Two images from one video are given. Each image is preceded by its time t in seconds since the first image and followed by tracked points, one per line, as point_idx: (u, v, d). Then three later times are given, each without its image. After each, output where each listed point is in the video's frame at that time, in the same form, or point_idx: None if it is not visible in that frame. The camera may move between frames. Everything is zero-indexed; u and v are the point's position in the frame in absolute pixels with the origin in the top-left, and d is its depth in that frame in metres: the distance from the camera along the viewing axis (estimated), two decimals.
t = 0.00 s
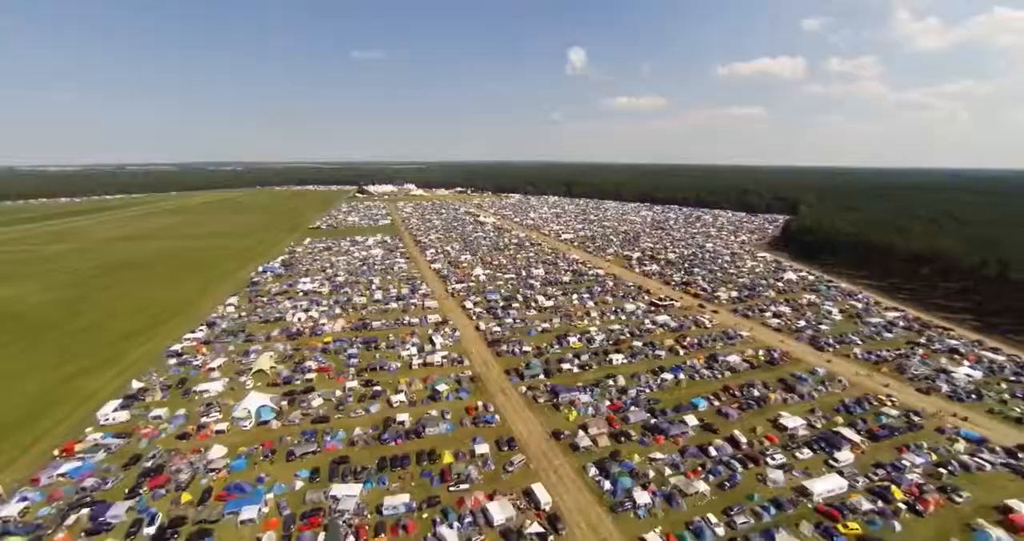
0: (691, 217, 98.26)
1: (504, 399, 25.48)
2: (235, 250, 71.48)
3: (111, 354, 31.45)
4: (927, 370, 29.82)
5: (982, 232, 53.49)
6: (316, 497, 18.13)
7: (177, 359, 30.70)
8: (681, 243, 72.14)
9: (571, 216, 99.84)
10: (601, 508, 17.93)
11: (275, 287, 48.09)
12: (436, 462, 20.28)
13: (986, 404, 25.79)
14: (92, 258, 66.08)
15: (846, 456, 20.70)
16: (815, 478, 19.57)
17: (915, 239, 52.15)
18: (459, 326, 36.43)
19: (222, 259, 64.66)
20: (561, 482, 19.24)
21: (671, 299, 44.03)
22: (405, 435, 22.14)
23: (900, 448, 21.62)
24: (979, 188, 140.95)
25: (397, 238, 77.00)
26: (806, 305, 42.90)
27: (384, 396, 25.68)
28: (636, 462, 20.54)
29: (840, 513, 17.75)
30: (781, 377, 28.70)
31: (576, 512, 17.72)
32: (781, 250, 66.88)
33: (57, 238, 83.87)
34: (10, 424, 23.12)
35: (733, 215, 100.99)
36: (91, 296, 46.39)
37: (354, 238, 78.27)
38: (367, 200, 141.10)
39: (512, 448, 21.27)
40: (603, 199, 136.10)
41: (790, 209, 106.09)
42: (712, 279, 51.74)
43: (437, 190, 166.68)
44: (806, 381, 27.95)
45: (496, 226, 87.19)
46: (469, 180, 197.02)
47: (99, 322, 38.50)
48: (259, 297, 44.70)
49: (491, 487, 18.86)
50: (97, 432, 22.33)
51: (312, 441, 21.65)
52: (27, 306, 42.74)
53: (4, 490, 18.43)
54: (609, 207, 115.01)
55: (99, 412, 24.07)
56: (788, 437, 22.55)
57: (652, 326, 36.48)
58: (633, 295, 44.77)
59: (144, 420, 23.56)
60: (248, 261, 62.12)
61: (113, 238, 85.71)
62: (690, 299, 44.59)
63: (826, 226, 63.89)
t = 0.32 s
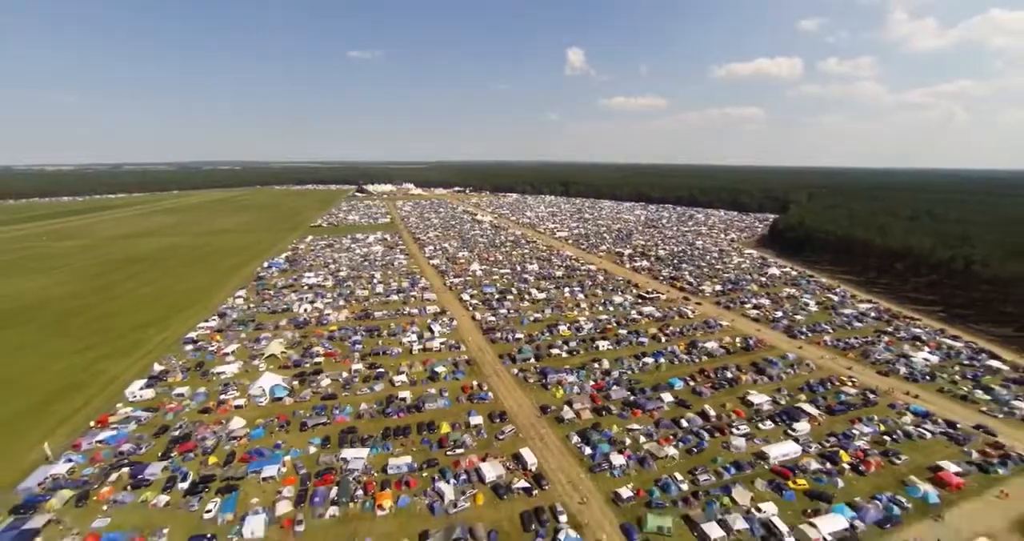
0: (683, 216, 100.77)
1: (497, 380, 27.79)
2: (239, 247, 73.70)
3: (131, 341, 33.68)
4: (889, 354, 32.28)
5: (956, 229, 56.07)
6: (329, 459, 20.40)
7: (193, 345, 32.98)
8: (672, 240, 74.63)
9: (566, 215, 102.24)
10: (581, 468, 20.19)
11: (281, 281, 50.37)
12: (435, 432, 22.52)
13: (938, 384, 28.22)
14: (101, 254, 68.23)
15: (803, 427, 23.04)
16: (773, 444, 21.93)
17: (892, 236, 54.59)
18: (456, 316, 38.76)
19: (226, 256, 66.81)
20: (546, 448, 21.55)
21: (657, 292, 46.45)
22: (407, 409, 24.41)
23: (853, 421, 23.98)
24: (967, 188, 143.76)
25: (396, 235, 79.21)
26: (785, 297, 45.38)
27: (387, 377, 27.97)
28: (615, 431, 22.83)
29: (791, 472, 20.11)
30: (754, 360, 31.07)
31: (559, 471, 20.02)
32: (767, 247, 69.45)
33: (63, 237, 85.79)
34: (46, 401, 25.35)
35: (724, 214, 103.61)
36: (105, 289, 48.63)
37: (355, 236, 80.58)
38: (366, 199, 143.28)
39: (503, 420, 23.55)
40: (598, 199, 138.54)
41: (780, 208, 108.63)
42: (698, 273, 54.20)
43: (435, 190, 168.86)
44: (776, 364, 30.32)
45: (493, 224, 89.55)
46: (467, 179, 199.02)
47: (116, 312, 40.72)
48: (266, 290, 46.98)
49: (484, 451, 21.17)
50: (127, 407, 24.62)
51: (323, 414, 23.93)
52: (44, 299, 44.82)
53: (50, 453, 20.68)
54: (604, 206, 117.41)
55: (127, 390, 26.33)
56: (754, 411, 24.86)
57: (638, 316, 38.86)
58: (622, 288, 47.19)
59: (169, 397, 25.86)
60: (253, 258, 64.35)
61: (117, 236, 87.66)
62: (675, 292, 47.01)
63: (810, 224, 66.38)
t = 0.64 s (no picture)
0: (677, 214, 103.20)
1: (493, 363, 30.13)
2: (244, 244, 76.17)
3: (150, 330, 36.01)
4: (859, 341, 34.64)
5: (934, 226, 58.50)
6: (340, 429, 22.71)
7: (209, 332, 35.32)
8: (665, 238, 77.03)
9: (563, 214, 104.67)
10: (566, 436, 22.51)
11: (288, 275, 52.69)
12: (435, 406, 24.82)
13: (899, 367, 30.60)
14: (111, 251, 70.70)
15: (770, 402, 25.32)
16: (741, 417, 24.22)
17: (873, 233, 56.98)
18: (455, 307, 41.12)
19: (233, 252, 69.20)
20: (536, 419, 23.87)
21: (646, 286, 48.87)
22: (410, 387, 26.71)
23: (817, 398, 26.30)
24: (959, 188, 146.19)
25: (397, 233, 81.52)
26: (768, 291, 47.78)
27: (391, 360, 30.30)
28: (599, 406, 25.04)
29: (755, 439, 22.42)
30: (732, 346, 33.41)
31: (546, 438, 22.32)
32: (756, 245, 71.89)
33: (72, 235, 88.01)
34: (80, 381, 27.72)
35: (717, 213, 106.05)
36: (120, 283, 51.15)
37: (357, 233, 82.89)
38: (367, 199, 145.53)
39: (497, 397, 25.87)
40: (595, 198, 141.02)
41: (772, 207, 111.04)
42: (687, 269, 56.60)
43: (435, 190, 171.17)
44: (752, 349, 32.63)
45: (492, 223, 91.97)
46: (467, 179, 201.46)
47: (134, 304, 43.24)
48: (274, 283, 49.26)
49: (480, 422, 23.49)
50: (154, 385, 26.97)
51: (333, 391, 26.23)
52: (63, 293, 47.22)
53: (90, 423, 23.03)
54: (600, 205, 119.81)
55: (152, 372, 28.69)
56: (728, 390, 27.10)
57: (626, 307, 41.20)
58: (613, 282, 49.58)
59: (191, 377, 28.20)
60: (259, 254, 66.82)
61: (125, 234, 89.94)
62: (664, 286, 49.41)
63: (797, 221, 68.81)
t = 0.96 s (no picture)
0: (672, 213, 105.67)
1: (489, 347, 32.51)
2: (251, 241, 78.74)
3: (168, 318, 38.51)
4: (832, 329, 37.06)
5: (915, 223, 60.90)
6: (349, 403, 25.08)
7: (223, 321, 37.72)
8: (658, 235, 79.48)
9: (560, 212, 107.19)
10: (554, 409, 24.85)
11: (294, 270, 55.09)
12: (436, 384, 27.17)
13: (866, 352, 33.01)
14: (123, 248, 73.32)
15: (741, 382, 27.68)
16: (714, 393, 26.57)
17: (856, 230, 59.36)
18: (454, 299, 43.46)
19: (239, 249, 71.53)
20: (527, 395, 26.19)
21: (636, 279, 51.30)
22: (412, 368, 29.06)
23: (785, 378, 28.67)
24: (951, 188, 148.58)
25: (398, 231, 83.78)
26: (752, 284, 50.22)
27: (394, 345, 32.68)
28: (585, 384, 27.35)
29: (725, 412, 24.78)
30: (712, 333, 35.80)
31: (536, 411, 24.67)
32: (745, 242, 74.36)
33: (83, 231, 91.30)
34: (109, 362, 30.15)
35: (712, 211, 108.51)
36: (136, 277, 53.76)
37: (359, 231, 85.32)
38: (369, 198, 147.97)
39: (493, 376, 28.20)
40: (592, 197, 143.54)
41: (765, 206, 113.32)
42: (677, 264, 59.05)
43: (435, 189, 173.31)
44: (731, 335, 35.01)
45: (490, 221, 94.40)
46: (466, 179, 203.98)
47: (151, 296, 45.79)
48: (281, 277, 51.58)
49: (476, 397, 25.86)
50: (178, 366, 29.39)
51: (341, 371, 28.60)
52: (83, 285, 49.80)
53: (123, 397, 25.48)
54: (597, 204, 122.21)
55: (174, 354, 31.11)
56: (704, 371, 29.44)
57: (616, 299, 43.55)
58: (605, 276, 52.01)
59: (210, 360, 30.60)
60: (266, 250, 69.33)
61: (132, 232, 92.21)
62: (653, 279, 51.83)
63: (785, 219, 71.18)
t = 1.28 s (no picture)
0: (667, 212, 108.05)
1: (486, 333, 34.94)
2: (256, 238, 81.18)
3: (185, 309, 41.09)
4: (807, 318, 39.54)
5: (896, 221, 63.37)
6: (357, 380, 27.50)
7: (236, 310, 40.16)
8: (651, 233, 82.00)
9: (558, 210, 109.62)
10: (544, 386, 27.19)
11: (300, 264, 57.50)
12: (436, 365, 29.54)
13: (837, 337, 35.48)
14: (132, 244, 75.72)
15: (717, 363, 30.08)
16: (691, 373, 29.01)
17: (839, 227, 61.88)
18: (453, 291, 45.84)
19: (244, 245, 73.84)
20: (520, 374, 28.55)
21: (627, 273, 53.79)
22: (415, 351, 31.48)
23: (759, 360, 31.12)
24: (943, 187, 150.98)
25: (398, 228, 86.09)
26: (737, 277, 52.70)
27: (398, 331, 35.13)
28: (574, 364, 29.78)
29: (700, 388, 27.18)
30: (695, 321, 38.25)
31: (528, 387, 27.03)
32: (735, 239, 76.81)
33: (91, 229, 93.70)
34: (133, 347, 32.61)
35: (706, 209, 110.86)
36: (148, 271, 56.19)
37: (361, 228, 87.79)
38: (369, 197, 150.30)
39: (488, 358, 30.59)
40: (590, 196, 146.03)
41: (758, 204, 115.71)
42: (667, 259, 61.52)
43: (434, 188, 175.45)
44: (712, 323, 37.43)
45: (489, 219, 96.92)
46: (466, 178, 206.50)
47: (165, 288, 48.30)
48: (288, 271, 53.96)
49: (474, 375, 28.26)
50: (198, 350, 31.82)
51: (349, 354, 31.04)
52: (99, 279, 52.23)
53: (150, 377, 27.91)
54: (594, 203, 124.73)
55: (192, 340, 33.53)
56: (684, 353, 31.86)
57: (607, 292, 45.97)
58: (597, 270, 54.50)
59: (227, 344, 33.06)
60: (271, 246, 71.82)
61: (138, 229, 94.38)
62: (643, 273, 54.30)
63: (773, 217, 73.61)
